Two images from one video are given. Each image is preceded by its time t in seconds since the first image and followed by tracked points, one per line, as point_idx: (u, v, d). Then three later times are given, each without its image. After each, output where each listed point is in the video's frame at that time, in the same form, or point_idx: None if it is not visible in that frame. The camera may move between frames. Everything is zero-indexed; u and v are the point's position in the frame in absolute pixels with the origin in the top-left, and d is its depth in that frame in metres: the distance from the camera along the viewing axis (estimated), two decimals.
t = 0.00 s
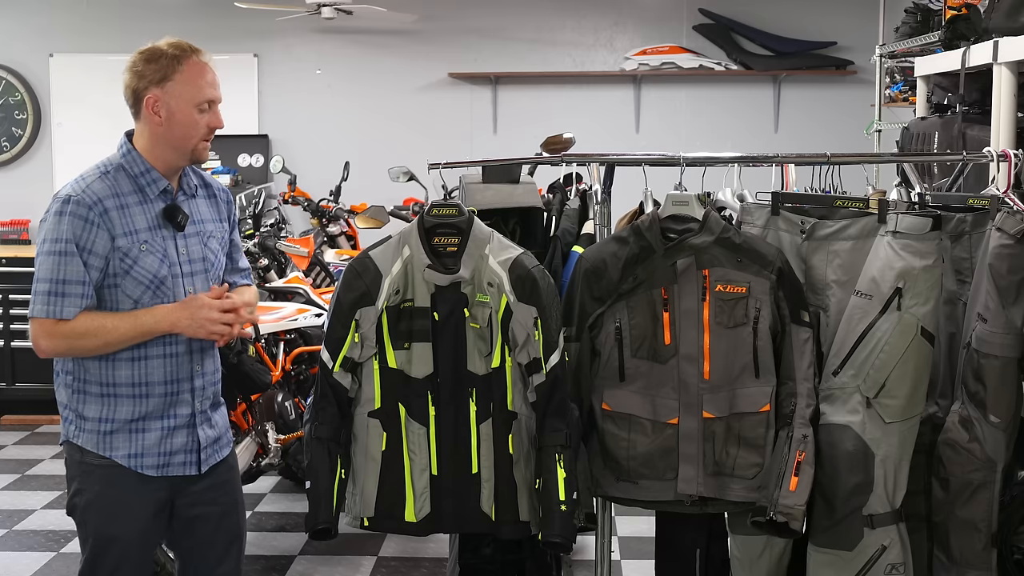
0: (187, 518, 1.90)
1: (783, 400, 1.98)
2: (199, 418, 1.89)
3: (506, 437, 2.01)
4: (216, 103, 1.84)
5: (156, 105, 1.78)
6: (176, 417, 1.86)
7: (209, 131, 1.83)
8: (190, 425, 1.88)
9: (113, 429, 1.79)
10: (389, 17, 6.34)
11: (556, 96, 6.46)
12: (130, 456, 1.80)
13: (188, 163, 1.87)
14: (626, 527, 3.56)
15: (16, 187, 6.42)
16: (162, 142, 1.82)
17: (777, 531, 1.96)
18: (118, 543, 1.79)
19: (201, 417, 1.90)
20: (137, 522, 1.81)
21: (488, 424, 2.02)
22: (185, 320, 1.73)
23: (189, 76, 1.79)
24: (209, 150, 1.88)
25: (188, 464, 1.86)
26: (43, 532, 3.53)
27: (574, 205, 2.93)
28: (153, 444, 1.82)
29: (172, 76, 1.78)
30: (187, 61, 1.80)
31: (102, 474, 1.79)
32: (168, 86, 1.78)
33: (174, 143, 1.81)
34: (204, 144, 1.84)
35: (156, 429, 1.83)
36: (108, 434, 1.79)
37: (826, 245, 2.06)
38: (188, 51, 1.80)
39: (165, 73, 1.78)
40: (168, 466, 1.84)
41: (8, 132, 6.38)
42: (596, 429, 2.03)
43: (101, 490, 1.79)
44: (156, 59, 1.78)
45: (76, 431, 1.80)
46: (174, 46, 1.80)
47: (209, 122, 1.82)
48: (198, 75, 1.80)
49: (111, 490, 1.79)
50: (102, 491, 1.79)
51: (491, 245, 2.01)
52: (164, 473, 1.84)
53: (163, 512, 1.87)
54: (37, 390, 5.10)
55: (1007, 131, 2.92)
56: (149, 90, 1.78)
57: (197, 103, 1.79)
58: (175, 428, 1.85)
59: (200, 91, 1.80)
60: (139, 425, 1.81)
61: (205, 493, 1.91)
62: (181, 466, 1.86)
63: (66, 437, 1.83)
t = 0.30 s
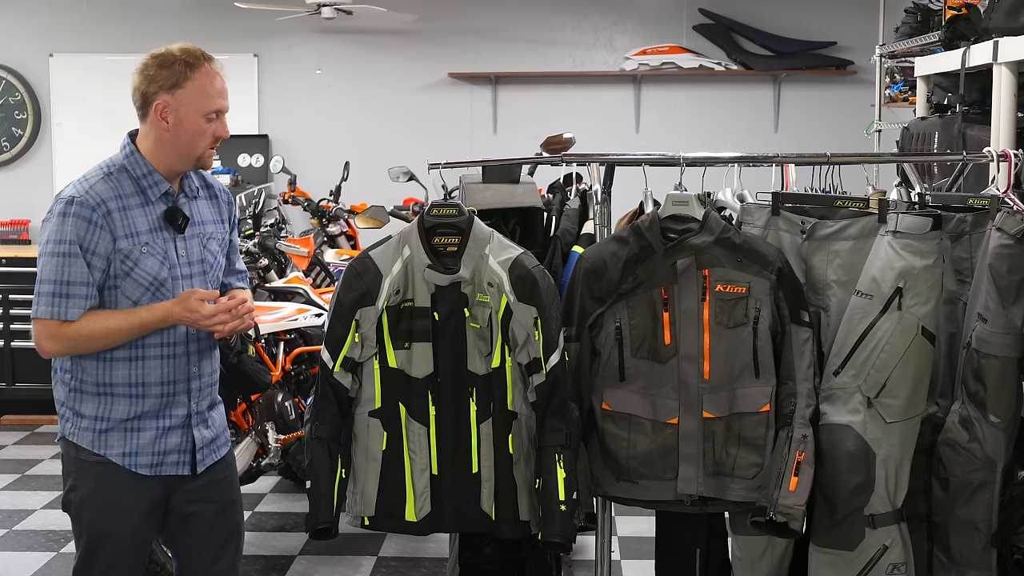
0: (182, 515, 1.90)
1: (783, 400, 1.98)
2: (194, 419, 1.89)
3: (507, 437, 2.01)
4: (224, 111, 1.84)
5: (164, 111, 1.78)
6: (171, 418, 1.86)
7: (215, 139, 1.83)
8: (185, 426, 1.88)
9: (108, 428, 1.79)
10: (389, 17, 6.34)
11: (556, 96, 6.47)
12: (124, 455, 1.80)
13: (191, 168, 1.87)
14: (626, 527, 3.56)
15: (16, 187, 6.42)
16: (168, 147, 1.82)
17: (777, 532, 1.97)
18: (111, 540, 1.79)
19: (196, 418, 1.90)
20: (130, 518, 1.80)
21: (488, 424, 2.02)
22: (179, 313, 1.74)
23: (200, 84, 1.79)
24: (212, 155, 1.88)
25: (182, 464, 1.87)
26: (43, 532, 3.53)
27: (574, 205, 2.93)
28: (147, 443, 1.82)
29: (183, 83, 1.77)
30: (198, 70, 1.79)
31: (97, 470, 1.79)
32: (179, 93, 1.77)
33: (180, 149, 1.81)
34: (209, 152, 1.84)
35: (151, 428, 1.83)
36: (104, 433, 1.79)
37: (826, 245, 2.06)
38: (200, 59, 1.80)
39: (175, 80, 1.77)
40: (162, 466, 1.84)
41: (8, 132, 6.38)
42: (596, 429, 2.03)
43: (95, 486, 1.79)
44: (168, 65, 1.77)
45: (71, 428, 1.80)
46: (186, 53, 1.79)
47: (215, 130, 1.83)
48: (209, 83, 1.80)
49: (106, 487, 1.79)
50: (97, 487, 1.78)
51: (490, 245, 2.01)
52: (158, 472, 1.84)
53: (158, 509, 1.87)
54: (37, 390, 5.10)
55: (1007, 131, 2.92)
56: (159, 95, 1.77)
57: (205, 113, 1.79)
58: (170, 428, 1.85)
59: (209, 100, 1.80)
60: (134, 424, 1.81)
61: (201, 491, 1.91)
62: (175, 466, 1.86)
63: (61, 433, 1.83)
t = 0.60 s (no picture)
0: (187, 515, 1.90)
1: (783, 400, 1.98)
2: (195, 417, 1.88)
3: (506, 437, 2.01)
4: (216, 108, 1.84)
5: (155, 112, 1.78)
6: (171, 416, 1.85)
7: (208, 137, 1.83)
8: (185, 424, 1.87)
9: (107, 425, 1.80)
10: (389, 17, 6.33)
11: (556, 96, 6.47)
12: (123, 452, 1.80)
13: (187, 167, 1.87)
14: (625, 527, 3.56)
15: (15, 187, 6.42)
16: (161, 148, 1.82)
17: (777, 531, 1.98)
18: (113, 539, 1.79)
19: (197, 415, 1.89)
20: (132, 518, 1.80)
21: (488, 424, 2.01)
22: (167, 313, 1.73)
23: (188, 83, 1.79)
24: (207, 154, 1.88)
25: (183, 462, 1.86)
26: (43, 532, 3.53)
27: (574, 205, 2.93)
28: (146, 441, 1.82)
29: (171, 83, 1.77)
30: (186, 68, 1.79)
31: (97, 467, 1.80)
32: (167, 93, 1.77)
33: (173, 149, 1.81)
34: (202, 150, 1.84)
35: (150, 426, 1.82)
36: (102, 430, 1.80)
37: (826, 245, 2.06)
38: (186, 58, 1.80)
39: (164, 80, 1.77)
40: (163, 463, 1.83)
41: (8, 132, 6.38)
42: (596, 429, 2.03)
43: (96, 483, 1.79)
44: (156, 65, 1.77)
45: (74, 426, 1.82)
46: (174, 52, 1.79)
47: (208, 128, 1.82)
48: (198, 82, 1.80)
49: (107, 484, 1.80)
50: (98, 484, 1.79)
51: (491, 245, 2.00)
52: (159, 470, 1.83)
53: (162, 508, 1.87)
54: (37, 390, 5.10)
55: (1007, 131, 2.92)
56: (148, 96, 1.77)
57: (196, 111, 1.79)
58: (169, 426, 1.85)
59: (199, 98, 1.79)
60: (133, 422, 1.81)
61: (204, 490, 1.90)
62: (176, 464, 1.85)
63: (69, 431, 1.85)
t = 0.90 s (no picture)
0: (196, 516, 1.90)
1: (783, 400, 1.98)
2: (197, 415, 1.88)
3: (505, 437, 2.01)
4: (207, 105, 1.84)
5: (146, 111, 1.78)
6: (173, 414, 1.85)
7: (201, 134, 1.83)
8: (188, 422, 1.86)
9: (109, 424, 1.80)
10: (388, 17, 6.33)
11: (556, 96, 6.47)
12: (125, 451, 1.80)
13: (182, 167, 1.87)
14: (625, 527, 3.56)
15: (15, 186, 6.42)
16: (154, 149, 1.82)
17: (777, 531, 1.99)
18: (119, 539, 1.79)
19: (200, 414, 1.88)
20: (138, 518, 1.81)
21: (487, 424, 2.01)
22: (155, 310, 1.74)
23: (178, 82, 1.79)
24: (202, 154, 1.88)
25: (187, 461, 1.85)
26: (43, 532, 3.53)
27: (574, 205, 2.94)
28: (148, 440, 1.81)
29: (161, 82, 1.78)
30: (176, 66, 1.80)
31: (101, 466, 1.80)
32: (156, 91, 1.78)
33: (165, 148, 1.81)
34: (196, 148, 1.84)
35: (152, 425, 1.82)
36: (104, 429, 1.80)
37: (826, 245, 2.06)
38: (175, 57, 1.80)
39: (153, 79, 1.78)
40: (166, 462, 1.83)
41: (8, 132, 6.38)
42: (596, 429, 2.03)
43: (101, 483, 1.80)
44: (146, 64, 1.79)
45: (79, 427, 1.83)
46: (164, 51, 1.81)
47: (200, 125, 1.82)
48: (186, 79, 1.80)
49: (111, 484, 1.80)
50: (102, 484, 1.80)
51: (490, 245, 2.00)
52: (163, 468, 1.83)
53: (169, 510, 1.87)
54: (37, 390, 5.10)
55: (1007, 131, 2.92)
56: (139, 96, 1.78)
57: (187, 108, 1.79)
58: (171, 424, 1.84)
59: (189, 96, 1.80)
60: (135, 421, 1.81)
61: (210, 492, 1.91)
62: (180, 463, 1.85)
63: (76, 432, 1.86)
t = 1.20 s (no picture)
0: (194, 515, 1.90)
1: (783, 400, 1.98)
2: (196, 410, 1.87)
3: (505, 438, 2.01)
4: (197, 95, 1.82)
5: (135, 104, 1.80)
6: (171, 409, 1.85)
7: (190, 123, 1.81)
8: (187, 417, 1.86)
9: (109, 419, 1.81)
10: (388, 17, 6.33)
11: (556, 96, 6.47)
12: (124, 446, 1.81)
13: (180, 158, 1.86)
14: (625, 527, 3.56)
15: (15, 186, 6.42)
16: (147, 140, 1.83)
17: (777, 531, 1.98)
18: (116, 535, 1.80)
19: (198, 409, 1.88)
20: (134, 514, 1.81)
21: (487, 424, 2.01)
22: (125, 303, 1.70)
23: (164, 71, 1.79)
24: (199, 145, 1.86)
25: (187, 456, 1.85)
26: (43, 532, 3.53)
27: (574, 205, 2.94)
28: (146, 435, 1.82)
29: (147, 72, 1.79)
30: (164, 56, 1.80)
31: (99, 462, 1.82)
32: (143, 82, 1.78)
33: (157, 139, 1.81)
34: (186, 137, 1.82)
35: (151, 420, 1.83)
36: (105, 424, 1.81)
37: (826, 245, 2.06)
38: (163, 47, 1.80)
39: (141, 69, 1.79)
40: (166, 457, 1.84)
41: (8, 132, 6.38)
42: (595, 429, 2.03)
43: (99, 479, 1.81)
44: (134, 56, 1.80)
45: (82, 422, 1.85)
46: (155, 43, 1.81)
47: (187, 114, 1.81)
48: (172, 69, 1.79)
49: (109, 480, 1.81)
50: (100, 480, 1.81)
51: (490, 245, 2.01)
52: (162, 464, 1.83)
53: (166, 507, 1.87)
54: (37, 390, 5.10)
55: (1007, 131, 2.92)
56: (129, 89, 1.80)
57: (172, 97, 1.78)
58: (170, 419, 1.84)
59: (175, 84, 1.79)
60: (134, 416, 1.82)
61: (209, 492, 1.90)
62: (180, 457, 1.85)
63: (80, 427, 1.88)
